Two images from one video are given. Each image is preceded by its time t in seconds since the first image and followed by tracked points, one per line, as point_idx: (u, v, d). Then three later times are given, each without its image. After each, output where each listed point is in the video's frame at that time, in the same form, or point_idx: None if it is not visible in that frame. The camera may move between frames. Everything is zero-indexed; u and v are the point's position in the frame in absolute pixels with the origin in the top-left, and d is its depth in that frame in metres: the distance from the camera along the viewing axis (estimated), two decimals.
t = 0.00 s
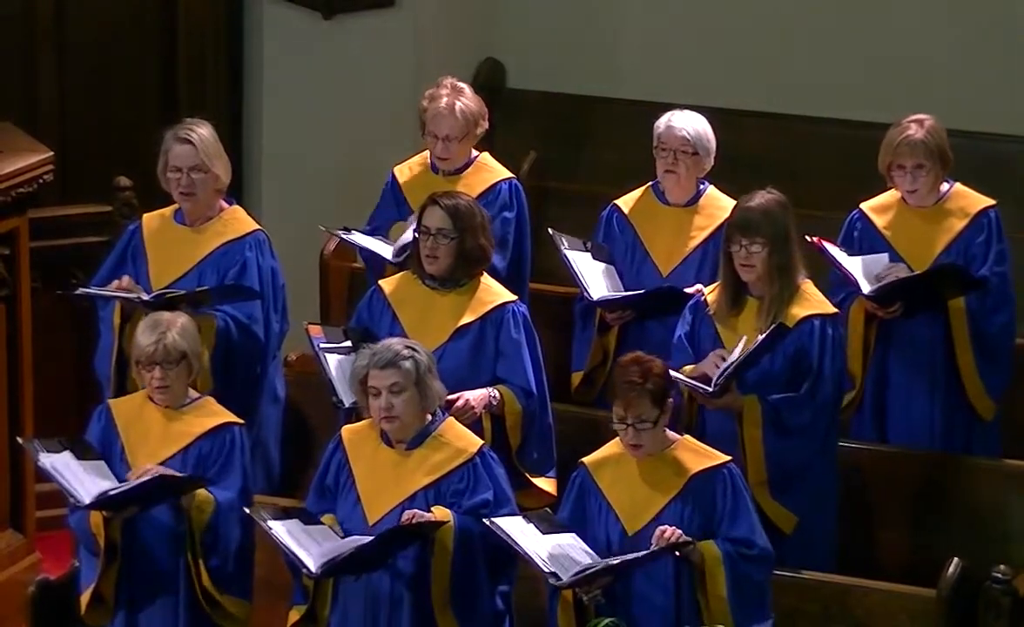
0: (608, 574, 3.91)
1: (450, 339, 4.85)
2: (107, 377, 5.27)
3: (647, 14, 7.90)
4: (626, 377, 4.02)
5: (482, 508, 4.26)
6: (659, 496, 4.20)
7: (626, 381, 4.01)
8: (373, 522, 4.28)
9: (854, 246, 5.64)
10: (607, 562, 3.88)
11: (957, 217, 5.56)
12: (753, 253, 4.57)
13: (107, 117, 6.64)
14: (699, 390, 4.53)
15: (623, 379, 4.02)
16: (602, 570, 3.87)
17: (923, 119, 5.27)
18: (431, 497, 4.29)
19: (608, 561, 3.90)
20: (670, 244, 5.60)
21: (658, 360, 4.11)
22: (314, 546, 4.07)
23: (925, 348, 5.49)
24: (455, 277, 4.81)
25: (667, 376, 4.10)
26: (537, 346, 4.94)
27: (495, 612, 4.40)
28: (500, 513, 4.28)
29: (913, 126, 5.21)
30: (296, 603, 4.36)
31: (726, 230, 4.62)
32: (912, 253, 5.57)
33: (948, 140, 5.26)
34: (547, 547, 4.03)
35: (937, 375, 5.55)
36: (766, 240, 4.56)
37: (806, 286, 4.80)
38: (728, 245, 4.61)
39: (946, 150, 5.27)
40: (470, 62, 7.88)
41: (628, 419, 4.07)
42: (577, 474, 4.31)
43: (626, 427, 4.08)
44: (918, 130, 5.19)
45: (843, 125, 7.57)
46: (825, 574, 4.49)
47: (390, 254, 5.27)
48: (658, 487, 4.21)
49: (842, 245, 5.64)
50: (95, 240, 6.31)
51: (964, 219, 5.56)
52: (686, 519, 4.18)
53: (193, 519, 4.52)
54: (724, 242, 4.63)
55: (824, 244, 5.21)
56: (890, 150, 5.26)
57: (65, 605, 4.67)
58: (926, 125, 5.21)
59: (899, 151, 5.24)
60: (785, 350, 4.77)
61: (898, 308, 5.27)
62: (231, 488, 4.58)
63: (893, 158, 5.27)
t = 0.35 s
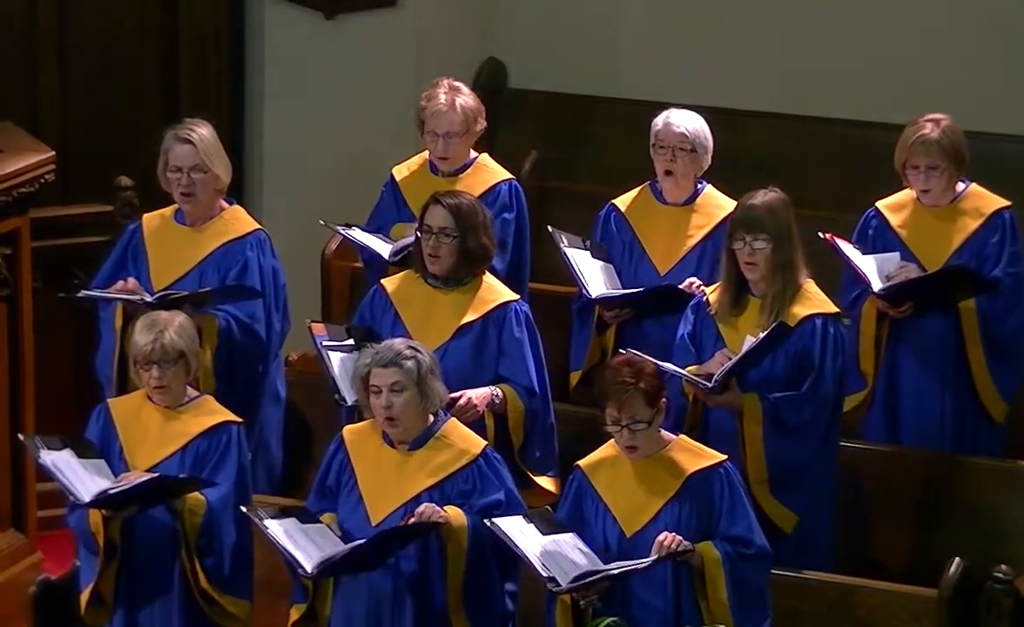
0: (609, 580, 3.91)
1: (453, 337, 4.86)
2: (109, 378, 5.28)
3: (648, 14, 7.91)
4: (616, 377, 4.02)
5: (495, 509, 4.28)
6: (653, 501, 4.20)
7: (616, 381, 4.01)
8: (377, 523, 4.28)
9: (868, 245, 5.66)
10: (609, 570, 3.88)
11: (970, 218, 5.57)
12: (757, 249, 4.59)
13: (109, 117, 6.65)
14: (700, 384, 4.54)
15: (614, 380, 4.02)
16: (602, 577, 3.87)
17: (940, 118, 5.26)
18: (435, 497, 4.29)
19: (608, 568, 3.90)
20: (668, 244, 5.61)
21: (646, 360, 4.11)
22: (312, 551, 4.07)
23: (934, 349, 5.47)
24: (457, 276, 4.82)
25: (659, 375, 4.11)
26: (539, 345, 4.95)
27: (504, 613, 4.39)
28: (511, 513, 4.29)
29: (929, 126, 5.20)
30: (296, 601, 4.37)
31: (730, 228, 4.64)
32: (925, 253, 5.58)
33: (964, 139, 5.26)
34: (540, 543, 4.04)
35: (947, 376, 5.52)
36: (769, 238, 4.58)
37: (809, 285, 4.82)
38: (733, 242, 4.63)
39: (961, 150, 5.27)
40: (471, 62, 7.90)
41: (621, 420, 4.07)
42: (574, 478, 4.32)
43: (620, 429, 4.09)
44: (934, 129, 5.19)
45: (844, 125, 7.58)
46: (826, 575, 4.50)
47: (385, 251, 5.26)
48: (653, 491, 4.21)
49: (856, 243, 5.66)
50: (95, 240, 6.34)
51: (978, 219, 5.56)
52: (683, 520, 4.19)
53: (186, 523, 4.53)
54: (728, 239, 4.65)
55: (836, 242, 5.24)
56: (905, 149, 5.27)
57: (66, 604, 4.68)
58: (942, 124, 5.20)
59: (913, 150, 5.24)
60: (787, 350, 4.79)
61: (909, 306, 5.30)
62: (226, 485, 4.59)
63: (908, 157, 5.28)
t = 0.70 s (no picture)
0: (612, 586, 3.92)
1: (455, 337, 4.86)
2: (110, 378, 5.28)
3: (651, 14, 7.91)
4: (614, 378, 4.02)
5: (507, 508, 4.29)
6: (652, 502, 4.20)
7: (613, 382, 4.02)
8: (382, 525, 4.28)
9: (881, 245, 5.65)
10: (610, 576, 3.88)
11: (982, 219, 5.55)
12: (764, 252, 4.59)
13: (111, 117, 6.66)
14: (705, 386, 4.54)
15: (611, 381, 4.03)
16: (603, 584, 3.87)
17: (955, 119, 5.27)
18: (440, 496, 4.29)
19: (610, 572, 3.91)
20: (667, 244, 5.62)
21: (642, 361, 4.12)
22: (312, 548, 4.08)
23: (945, 351, 5.45)
24: (460, 276, 4.82)
25: (656, 377, 4.12)
26: (542, 347, 4.95)
27: (518, 613, 4.38)
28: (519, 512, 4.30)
29: (944, 126, 5.21)
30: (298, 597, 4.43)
31: (736, 230, 4.64)
32: (937, 253, 5.56)
33: (979, 140, 5.26)
34: (538, 546, 4.05)
35: (957, 377, 5.49)
36: (776, 240, 4.58)
37: (816, 288, 4.83)
38: (739, 246, 4.63)
39: (976, 151, 5.26)
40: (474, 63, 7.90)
41: (619, 421, 4.07)
42: (573, 481, 4.32)
43: (617, 429, 4.10)
44: (949, 129, 5.19)
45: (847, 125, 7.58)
46: (829, 575, 4.51)
47: (386, 249, 5.26)
48: (651, 492, 4.21)
49: (869, 244, 5.65)
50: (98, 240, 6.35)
51: (990, 220, 5.55)
52: (683, 520, 4.19)
53: (188, 523, 4.54)
54: (735, 242, 4.65)
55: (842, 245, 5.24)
56: (919, 150, 5.27)
57: (69, 603, 4.69)
58: (956, 125, 5.20)
59: (927, 150, 5.24)
60: (793, 353, 4.79)
61: (917, 309, 5.28)
62: (229, 485, 4.62)
63: (922, 157, 5.28)
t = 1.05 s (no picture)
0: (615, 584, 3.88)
1: (456, 339, 4.83)
2: (113, 378, 5.26)
3: (655, 14, 7.88)
4: (618, 375, 4.00)
5: (510, 508, 4.26)
6: (652, 500, 4.16)
7: (617, 380, 3.99)
8: (383, 525, 4.26)
9: (890, 246, 5.63)
10: (616, 573, 3.85)
11: (992, 221, 5.50)
12: (771, 252, 4.57)
13: (114, 116, 6.64)
14: (710, 387, 4.51)
15: (616, 379, 4.00)
16: (609, 580, 3.84)
17: (967, 120, 5.25)
18: (442, 497, 4.26)
19: (614, 571, 3.87)
20: (670, 245, 5.59)
21: (648, 360, 4.09)
22: (312, 546, 4.05)
23: (952, 350, 5.42)
24: (462, 278, 4.80)
25: (662, 376, 4.08)
26: (543, 348, 4.92)
27: (524, 615, 4.33)
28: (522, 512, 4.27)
29: (955, 126, 5.19)
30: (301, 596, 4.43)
31: (744, 229, 4.61)
32: (946, 255, 5.52)
33: (990, 142, 5.24)
34: (544, 540, 4.03)
35: (964, 379, 5.46)
36: (783, 240, 4.55)
37: (822, 289, 4.79)
38: (748, 245, 4.61)
39: (987, 152, 5.24)
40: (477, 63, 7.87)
41: (624, 417, 4.03)
42: (575, 479, 4.28)
43: (621, 425, 4.05)
44: (961, 129, 5.17)
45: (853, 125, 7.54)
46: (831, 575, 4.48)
47: (388, 253, 5.23)
48: (652, 491, 4.17)
49: (877, 244, 5.63)
50: (101, 240, 6.32)
51: (1001, 221, 5.50)
52: (682, 520, 4.14)
53: (190, 524, 4.51)
54: (743, 242, 4.63)
55: (849, 248, 5.20)
56: (931, 149, 5.24)
57: (71, 604, 4.67)
58: (968, 125, 5.19)
59: (939, 150, 5.21)
60: (799, 354, 4.76)
61: (925, 309, 5.26)
62: (230, 484, 4.58)
63: (933, 157, 5.25)
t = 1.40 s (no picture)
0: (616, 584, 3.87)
1: (455, 342, 4.83)
2: (114, 379, 5.26)
3: (656, 14, 7.87)
4: (620, 372, 4.00)
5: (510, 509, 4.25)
6: (654, 499, 4.15)
7: (620, 377, 3.99)
8: (383, 524, 4.25)
9: (894, 246, 5.62)
10: (617, 574, 3.84)
11: (995, 222, 5.49)
12: (774, 251, 4.55)
13: (114, 116, 6.63)
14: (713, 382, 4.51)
15: (619, 375, 4.00)
16: (610, 580, 3.83)
17: (972, 121, 5.23)
18: (443, 498, 4.25)
19: (617, 571, 3.86)
20: (670, 246, 5.58)
21: (652, 359, 4.08)
22: (312, 544, 4.05)
23: (954, 351, 5.41)
24: (460, 280, 4.79)
25: (665, 375, 4.07)
26: (542, 350, 4.91)
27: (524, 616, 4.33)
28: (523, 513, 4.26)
29: (960, 126, 5.18)
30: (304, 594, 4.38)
31: (747, 229, 4.60)
32: (949, 257, 5.51)
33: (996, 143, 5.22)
34: (547, 537, 4.02)
35: (966, 379, 5.45)
36: (786, 240, 4.54)
37: (825, 288, 4.78)
38: (751, 245, 4.60)
39: (992, 152, 5.22)
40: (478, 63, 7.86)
41: (623, 413, 4.01)
42: (577, 477, 4.27)
43: (622, 421, 4.03)
44: (966, 130, 5.15)
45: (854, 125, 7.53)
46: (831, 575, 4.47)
47: (388, 254, 5.23)
48: (654, 490, 4.16)
49: (881, 245, 5.61)
50: (101, 240, 6.32)
51: (1004, 223, 5.49)
52: (683, 520, 4.13)
53: (191, 524, 4.51)
54: (746, 241, 4.62)
55: (851, 248, 5.18)
56: (936, 150, 5.23)
57: (71, 604, 4.66)
58: (974, 126, 5.17)
59: (945, 151, 5.20)
60: (802, 354, 4.75)
61: (928, 309, 5.26)
62: (230, 484, 4.58)
63: (938, 158, 5.24)
